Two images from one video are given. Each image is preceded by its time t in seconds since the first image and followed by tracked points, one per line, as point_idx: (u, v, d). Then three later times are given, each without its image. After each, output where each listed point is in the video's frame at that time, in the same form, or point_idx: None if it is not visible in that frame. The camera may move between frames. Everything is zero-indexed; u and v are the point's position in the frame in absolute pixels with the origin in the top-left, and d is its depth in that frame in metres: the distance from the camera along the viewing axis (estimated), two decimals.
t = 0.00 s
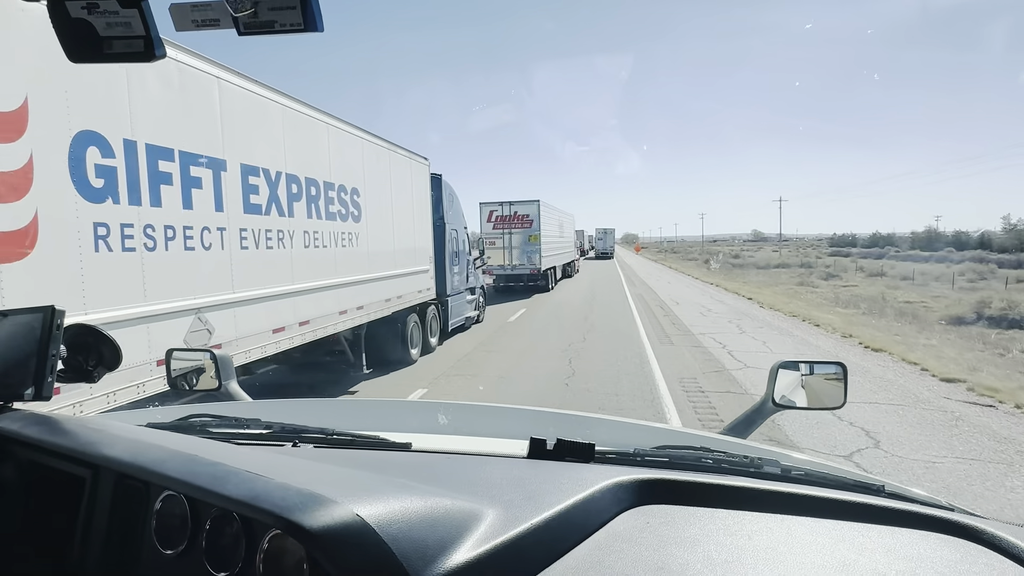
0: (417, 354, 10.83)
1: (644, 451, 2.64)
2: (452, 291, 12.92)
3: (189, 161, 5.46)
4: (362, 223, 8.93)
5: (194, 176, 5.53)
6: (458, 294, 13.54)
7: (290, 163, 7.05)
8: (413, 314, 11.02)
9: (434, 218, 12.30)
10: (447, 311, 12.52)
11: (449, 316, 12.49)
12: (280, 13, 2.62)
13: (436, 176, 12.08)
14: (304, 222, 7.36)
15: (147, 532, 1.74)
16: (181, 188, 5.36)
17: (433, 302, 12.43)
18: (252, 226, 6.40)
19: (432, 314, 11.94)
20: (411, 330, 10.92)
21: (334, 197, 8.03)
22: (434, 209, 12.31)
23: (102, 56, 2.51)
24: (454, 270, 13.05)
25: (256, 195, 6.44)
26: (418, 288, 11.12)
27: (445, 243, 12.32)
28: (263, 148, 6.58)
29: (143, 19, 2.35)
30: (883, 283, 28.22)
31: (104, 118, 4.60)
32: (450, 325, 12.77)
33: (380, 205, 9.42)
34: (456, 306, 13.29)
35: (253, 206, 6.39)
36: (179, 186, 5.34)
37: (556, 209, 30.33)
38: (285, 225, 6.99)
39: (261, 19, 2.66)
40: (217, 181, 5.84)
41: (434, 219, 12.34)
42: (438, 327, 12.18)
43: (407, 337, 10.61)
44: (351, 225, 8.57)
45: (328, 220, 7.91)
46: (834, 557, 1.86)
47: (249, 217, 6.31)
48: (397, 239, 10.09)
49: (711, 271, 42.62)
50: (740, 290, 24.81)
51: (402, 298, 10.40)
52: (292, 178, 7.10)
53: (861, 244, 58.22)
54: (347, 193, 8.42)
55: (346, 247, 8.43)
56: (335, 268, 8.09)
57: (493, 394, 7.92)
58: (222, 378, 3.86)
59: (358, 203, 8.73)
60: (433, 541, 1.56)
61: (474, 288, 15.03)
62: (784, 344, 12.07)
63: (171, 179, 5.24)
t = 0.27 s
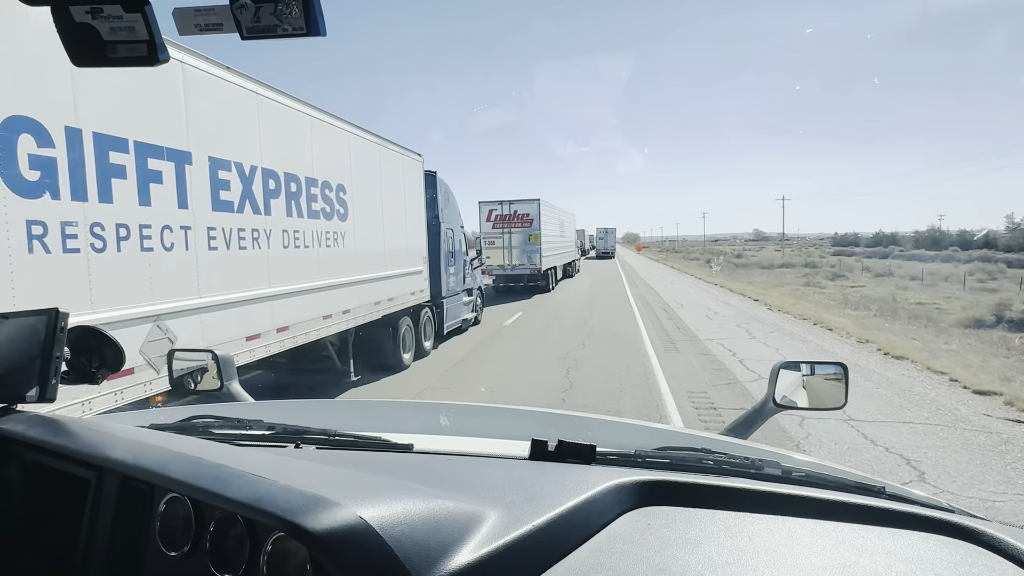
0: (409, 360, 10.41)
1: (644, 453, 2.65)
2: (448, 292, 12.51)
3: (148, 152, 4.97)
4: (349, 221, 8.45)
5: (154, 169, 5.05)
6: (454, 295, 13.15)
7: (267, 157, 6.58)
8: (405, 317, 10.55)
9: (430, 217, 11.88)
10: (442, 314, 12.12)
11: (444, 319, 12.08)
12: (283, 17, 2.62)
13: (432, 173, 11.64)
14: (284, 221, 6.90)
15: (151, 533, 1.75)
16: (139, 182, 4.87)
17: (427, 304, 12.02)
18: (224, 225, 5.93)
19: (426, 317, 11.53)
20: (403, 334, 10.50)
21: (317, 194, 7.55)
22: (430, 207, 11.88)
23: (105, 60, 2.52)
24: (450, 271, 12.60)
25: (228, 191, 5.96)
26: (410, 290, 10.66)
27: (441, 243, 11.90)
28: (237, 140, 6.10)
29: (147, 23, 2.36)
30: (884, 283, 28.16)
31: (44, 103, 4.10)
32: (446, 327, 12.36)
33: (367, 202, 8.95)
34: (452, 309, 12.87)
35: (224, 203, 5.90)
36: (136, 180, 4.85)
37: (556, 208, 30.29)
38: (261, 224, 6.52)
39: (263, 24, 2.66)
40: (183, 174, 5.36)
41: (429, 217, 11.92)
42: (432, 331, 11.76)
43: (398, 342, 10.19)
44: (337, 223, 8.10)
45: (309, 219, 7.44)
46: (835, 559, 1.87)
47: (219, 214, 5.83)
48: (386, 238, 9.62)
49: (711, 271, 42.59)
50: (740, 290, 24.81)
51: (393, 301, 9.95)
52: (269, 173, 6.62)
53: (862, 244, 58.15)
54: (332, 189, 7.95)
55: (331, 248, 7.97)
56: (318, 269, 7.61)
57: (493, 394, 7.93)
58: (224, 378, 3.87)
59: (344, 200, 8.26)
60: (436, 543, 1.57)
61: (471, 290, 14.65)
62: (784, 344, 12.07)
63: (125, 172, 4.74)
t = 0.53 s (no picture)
0: (402, 364, 10.09)
1: (644, 452, 2.65)
2: (443, 293, 12.24)
3: (99, 143, 4.48)
4: (335, 219, 7.98)
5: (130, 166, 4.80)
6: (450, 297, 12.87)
7: (240, 150, 6.09)
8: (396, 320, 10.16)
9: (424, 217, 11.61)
10: (437, 316, 11.83)
11: (439, 321, 11.80)
12: (281, 16, 2.62)
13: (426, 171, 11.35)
14: (261, 219, 6.43)
15: (149, 532, 1.75)
16: (88, 176, 4.38)
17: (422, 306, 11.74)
18: (193, 224, 5.46)
19: (420, 319, 11.24)
20: (396, 338, 10.20)
21: (299, 190, 7.12)
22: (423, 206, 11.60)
23: (103, 59, 2.52)
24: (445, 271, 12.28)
25: (196, 186, 5.48)
26: (403, 292, 10.29)
27: (435, 243, 11.63)
28: (206, 131, 5.61)
29: (145, 22, 2.36)
30: (886, 284, 28.12)
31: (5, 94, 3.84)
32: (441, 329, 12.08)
33: (353, 199, 8.48)
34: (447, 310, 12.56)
35: (192, 199, 5.42)
36: (85, 174, 4.36)
37: (557, 208, 30.29)
38: (235, 222, 6.05)
39: (261, 23, 2.66)
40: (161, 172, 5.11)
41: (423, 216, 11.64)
42: (427, 333, 11.47)
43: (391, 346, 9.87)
44: (321, 221, 7.63)
45: (290, 216, 6.98)
46: (834, 558, 1.87)
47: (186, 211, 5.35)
48: (374, 238, 9.14)
49: (712, 271, 42.57)
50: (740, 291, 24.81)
51: (384, 304, 9.52)
52: (243, 167, 6.13)
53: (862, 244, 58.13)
54: (315, 184, 7.47)
55: (315, 247, 7.50)
56: (301, 271, 7.16)
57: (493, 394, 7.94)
58: (224, 378, 3.87)
59: (328, 197, 7.79)
60: (434, 542, 1.57)
61: (467, 291, 14.38)
62: (784, 345, 12.07)
63: (100, 169, 4.51)
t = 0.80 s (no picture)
0: (392, 368, 9.88)
1: (642, 451, 2.64)
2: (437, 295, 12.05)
3: (46, 132, 4.13)
4: (313, 218, 7.67)
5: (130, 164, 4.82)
6: (444, 298, 12.69)
7: (209, 143, 5.78)
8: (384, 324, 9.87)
9: (417, 217, 11.48)
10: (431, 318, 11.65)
11: (432, 323, 11.60)
12: (278, 16, 2.62)
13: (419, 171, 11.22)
14: (232, 217, 6.12)
15: (146, 532, 1.75)
16: (27, 173, 4.00)
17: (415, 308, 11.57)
18: (157, 222, 5.15)
19: (413, 321, 11.05)
20: (386, 341, 10.00)
21: (277, 187, 6.89)
22: (416, 207, 11.47)
23: (100, 59, 2.52)
24: (437, 273, 12.07)
25: (161, 181, 5.17)
26: (391, 294, 10.06)
27: (428, 244, 11.47)
28: (169, 123, 5.29)
29: (142, 22, 2.36)
30: (886, 284, 28.13)
31: None
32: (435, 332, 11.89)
33: (334, 197, 8.18)
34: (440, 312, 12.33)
35: (156, 194, 5.11)
36: (25, 166, 3.99)
37: (557, 208, 30.28)
38: (204, 220, 5.74)
39: (259, 22, 2.66)
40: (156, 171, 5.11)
41: (416, 217, 11.50)
42: (420, 336, 11.28)
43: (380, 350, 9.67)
44: (298, 220, 7.33)
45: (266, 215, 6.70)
46: (831, 557, 1.86)
47: (150, 208, 5.04)
48: (356, 238, 8.83)
49: (712, 271, 42.55)
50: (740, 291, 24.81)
51: (369, 306, 9.23)
52: (212, 162, 5.82)
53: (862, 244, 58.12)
54: (290, 181, 7.15)
55: (291, 247, 7.19)
56: (278, 272, 6.90)
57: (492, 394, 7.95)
58: (224, 378, 3.86)
59: (304, 194, 7.48)
60: (430, 541, 1.57)
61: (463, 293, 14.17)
62: (783, 345, 12.07)
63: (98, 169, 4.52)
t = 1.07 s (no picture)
0: (384, 374, 9.23)
1: (648, 450, 2.66)
2: (432, 296, 11.27)
3: None
4: (298, 215, 7.05)
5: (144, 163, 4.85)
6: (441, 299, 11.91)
7: (176, 132, 5.18)
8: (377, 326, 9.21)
9: (410, 213, 10.66)
10: (426, 320, 10.90)
11: (427, 326, 10.84)
12: (290, 16, 2.63)
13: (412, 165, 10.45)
14: (204, 213, 5.53)
15: (159, 529, 1.77)
16: None
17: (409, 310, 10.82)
18: (114, 219, 4.57)
19: (407, 324, 10.36)
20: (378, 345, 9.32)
21: (257, 182, 6.31)
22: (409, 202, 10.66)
23: (113, 59, 2.53)
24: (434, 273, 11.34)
25: (120, 175, 4.60)
26: (385, 296, 9.46)
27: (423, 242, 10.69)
28: (128, 109, 4.70)
29: (154, 23, 2.37)
30: (886, 284, 28.17)
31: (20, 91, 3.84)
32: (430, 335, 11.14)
33: (321, 192, 7.55)
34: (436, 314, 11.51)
35: (113, 189, 4.53)
36: None
37: (556, 207, 30.21)
38: (171, 217, 5.14)
39: (271, 23, 2.67)
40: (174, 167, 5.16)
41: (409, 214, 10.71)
42: (414, 340, 10.54)
43: (370, 355, 9.00)
44: (280, 218, 6.72)
45: (242, 212, 6.08)
46: (838, 554, 1.88)
47: (105, 205, 4.46)
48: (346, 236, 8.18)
49: (711, 271, 42.56)
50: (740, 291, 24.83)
51: (359, 309, 8.59)
52: (180, 154, 5.23)
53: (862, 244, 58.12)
54: (271, 176, 6.54)
55: (273, 247, 6.58)
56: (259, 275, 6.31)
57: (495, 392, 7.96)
58: (227, 376, 3.88)
59: (289, 189, 6.86)
60: (442, 538, 1.58)
61: (459, 293, 13.33)
62: (784, 344, 12.08)
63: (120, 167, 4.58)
